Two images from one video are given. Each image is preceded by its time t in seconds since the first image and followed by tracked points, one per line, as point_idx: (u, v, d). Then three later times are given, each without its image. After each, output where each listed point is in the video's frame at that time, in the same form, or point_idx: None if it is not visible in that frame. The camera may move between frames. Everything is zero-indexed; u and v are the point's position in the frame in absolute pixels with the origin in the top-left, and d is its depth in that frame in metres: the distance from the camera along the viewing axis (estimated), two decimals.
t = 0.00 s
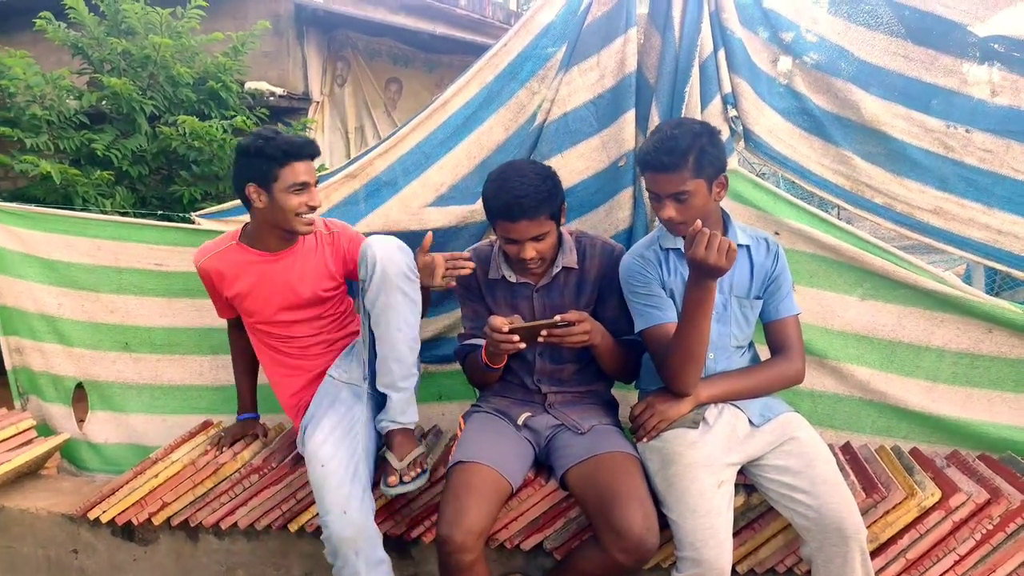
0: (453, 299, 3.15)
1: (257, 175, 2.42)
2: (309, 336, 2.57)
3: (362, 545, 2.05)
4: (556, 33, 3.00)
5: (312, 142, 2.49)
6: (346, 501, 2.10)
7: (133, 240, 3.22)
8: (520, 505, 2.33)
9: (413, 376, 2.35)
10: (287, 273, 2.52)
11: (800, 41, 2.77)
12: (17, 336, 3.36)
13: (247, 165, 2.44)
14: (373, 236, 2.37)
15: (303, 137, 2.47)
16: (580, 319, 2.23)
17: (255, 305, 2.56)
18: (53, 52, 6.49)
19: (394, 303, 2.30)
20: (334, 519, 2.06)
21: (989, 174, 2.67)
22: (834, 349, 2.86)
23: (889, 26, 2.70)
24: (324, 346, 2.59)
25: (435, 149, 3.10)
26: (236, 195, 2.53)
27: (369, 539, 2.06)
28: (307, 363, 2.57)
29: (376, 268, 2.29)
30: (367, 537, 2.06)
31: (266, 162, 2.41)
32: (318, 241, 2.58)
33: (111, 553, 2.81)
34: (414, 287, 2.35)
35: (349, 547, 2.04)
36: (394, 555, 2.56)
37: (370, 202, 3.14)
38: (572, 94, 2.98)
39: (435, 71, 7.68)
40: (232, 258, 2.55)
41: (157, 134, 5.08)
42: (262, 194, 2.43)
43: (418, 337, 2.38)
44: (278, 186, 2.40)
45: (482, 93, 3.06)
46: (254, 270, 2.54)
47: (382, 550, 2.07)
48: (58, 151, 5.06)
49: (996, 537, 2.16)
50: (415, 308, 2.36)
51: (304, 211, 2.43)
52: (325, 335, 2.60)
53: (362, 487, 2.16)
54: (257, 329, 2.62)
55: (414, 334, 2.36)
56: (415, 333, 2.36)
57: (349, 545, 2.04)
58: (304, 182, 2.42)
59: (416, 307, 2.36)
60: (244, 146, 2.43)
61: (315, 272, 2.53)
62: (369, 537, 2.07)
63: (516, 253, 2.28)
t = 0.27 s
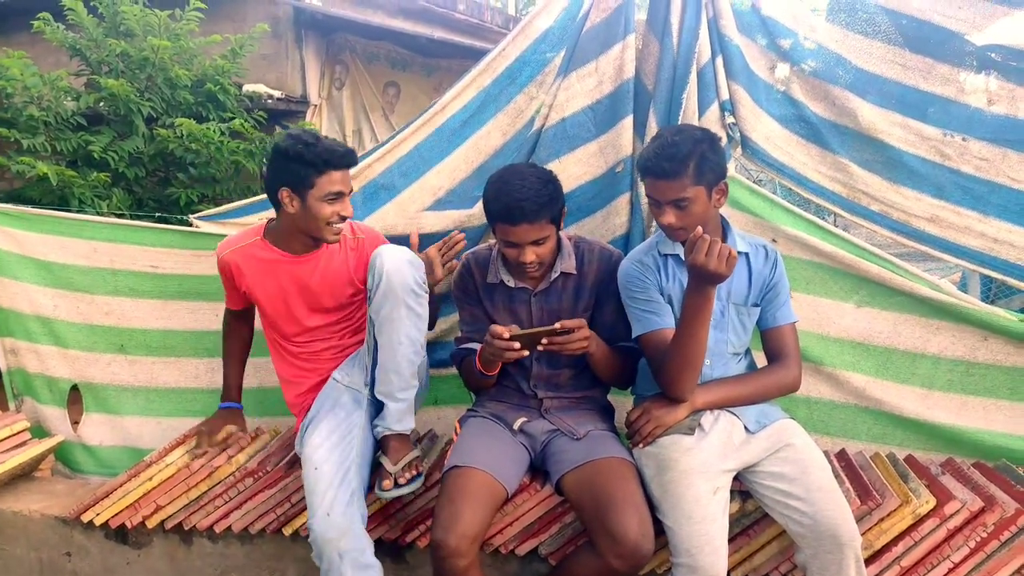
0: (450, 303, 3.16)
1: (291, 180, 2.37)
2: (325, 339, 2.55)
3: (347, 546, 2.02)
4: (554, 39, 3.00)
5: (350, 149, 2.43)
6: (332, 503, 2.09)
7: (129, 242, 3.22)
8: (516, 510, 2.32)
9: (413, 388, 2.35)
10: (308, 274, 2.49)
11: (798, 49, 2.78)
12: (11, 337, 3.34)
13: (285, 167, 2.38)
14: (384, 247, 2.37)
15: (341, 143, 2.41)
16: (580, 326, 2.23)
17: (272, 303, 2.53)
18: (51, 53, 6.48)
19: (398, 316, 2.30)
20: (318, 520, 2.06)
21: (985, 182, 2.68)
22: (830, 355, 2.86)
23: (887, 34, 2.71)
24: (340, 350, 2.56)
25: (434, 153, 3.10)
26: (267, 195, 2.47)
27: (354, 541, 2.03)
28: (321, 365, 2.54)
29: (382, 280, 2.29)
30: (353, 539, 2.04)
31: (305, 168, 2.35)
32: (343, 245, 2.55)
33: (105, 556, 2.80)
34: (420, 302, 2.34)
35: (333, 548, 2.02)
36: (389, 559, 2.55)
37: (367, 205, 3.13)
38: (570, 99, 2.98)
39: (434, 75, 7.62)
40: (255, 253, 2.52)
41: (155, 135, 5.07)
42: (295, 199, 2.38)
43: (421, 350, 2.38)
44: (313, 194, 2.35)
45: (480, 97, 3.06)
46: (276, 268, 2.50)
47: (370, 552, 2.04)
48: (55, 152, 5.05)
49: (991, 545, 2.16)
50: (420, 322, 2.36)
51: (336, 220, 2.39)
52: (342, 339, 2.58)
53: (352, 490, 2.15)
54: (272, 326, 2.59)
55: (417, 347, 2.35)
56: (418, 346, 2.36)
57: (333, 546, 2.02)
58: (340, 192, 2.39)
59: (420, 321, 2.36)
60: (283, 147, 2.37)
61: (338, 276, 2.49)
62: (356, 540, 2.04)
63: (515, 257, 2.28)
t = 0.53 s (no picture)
0: (450, 283, 3.16)
1: (287, 161, 2.34)
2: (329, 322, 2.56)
3: (330, 524, 2.02)
4: (554, 16, 2.97)
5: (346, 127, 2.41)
6: (317, 483, 2.09)
7: (128, 222, 3.21)
8: (515, 490, 2.35)
9: (409, 375, 2.30)
10: (310, 257, 2.50)
11: (799, 26, 2.76)
12: (12, 318, 3.34)
13: (280, 148, 2.35)
14: (384, 235, 2.31)
15: (337, 122, 2.38)
16: (585, 303, 2.21)
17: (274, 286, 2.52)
18: (47, 34, 6.44)
19: (394, 305, 2.25)
20: (305, 500, 2.08)
21: (986, 159, 2.68)
22: (830, 334, 2.86)
23: (888, 10, 2.69)
24: (341, 332, 2.57)
25: (433, 132, 3.09)
26: (262, 176, 2.45)
27: (338, 520, 2.02)
28: (323, 348, 2.55)
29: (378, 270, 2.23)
30: (337, 517, 2.03)
31: (300, 148, 2.32)
32: (343, 227, 2.56)
33: (108, 534, 2.81)
34: (418, 291, 2.28)
35: (317, 525, 2.02)
36: (390, 538, 2.56)
37: (366, 186, 3.13)
38: (569, 77, 2.96)
39: (433, 54, 7.62)
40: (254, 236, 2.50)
41: (152, 117, 5.04)
42: (292, 180, 2.36)
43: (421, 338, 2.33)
44: (309, 175, 2.33)
45: (478, 76, 3.04)
46: (277, 251, 2.50)
47: (355, 530, 2.02)
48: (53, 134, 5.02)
49: (988, 521, 2.18)
50: (419, 310, 2.30)
51: (334, 201, 2.37)
52: (343, 322, 2.59)
53: (341, 469, 2.14)
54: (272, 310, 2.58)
55: (416, 335, 2.31)
56: (417, 334, 2.31)
57: (318, 523, 2.02)
58: (337, 172, 2.36)
59: (419, 310, 2.30)
60: (277, 129, 2.33)
61: (340, 258, 2.51)
62: (340, 518, 2.03)
63: (517, 232, 2.27)
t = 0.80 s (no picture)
0: (443, 293, 3.16)
1: (254, 169, 2.35)
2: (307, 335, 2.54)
3: (348, 556, 2.05)
4: (547, 28, 2.99)
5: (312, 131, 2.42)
6: (330, 513, 2.09)
7: (120, 232, 3.20)
8: (507, 500, 2.33)
9: (395, 387, 2.29)
10: (281, 270, 2.49)
11: (791, 39, 2.78)
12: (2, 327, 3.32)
13: (246, 156, 2.36)
14: (353, 250, 2.26)
15: (302, 127, 2.39)
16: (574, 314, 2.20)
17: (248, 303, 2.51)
18: (41, 42, 6.44)
19: (371, 322, 2.22)
20: (316, 531, 2.07)
21: (976, 172, 2.70)
22: (822, 345, 2.87)
23: (878, 24, 2.71)
24: (317, 341, 2.56)
25: (426, 142, 3.10)
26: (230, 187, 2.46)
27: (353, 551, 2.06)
28: (301, 361, 2.53)
29: (352, 290, 2.20)
30: (353, 550, 2.06)
31: (265, 155, 2.33)
32: (311, 236, 2.56)
33: (97, 546, 2.79)
34: (394, 305, 2.25)
35: (334, 557, 2.04)
36: (381, 550, 2.55)
37: (360, 196, 3.14)
38: (563, 89, 2.98)
39: (426, 64, 7.79)
40: (224, 252, 2.48)
41: (146, 125, 5.04)
42: (259, 187, 2.36)
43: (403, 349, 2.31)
44: (276, 181, 2.33)
45: (472, 87, 3.06)
46: (248, 267, 2.49)
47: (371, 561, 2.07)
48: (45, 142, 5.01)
49: (980, 533, 2.19)
50: (397, 323, 2.28)
51: (302, 206, 2.38)
52: (319, 333, 2.57)
53: (351, 498, 2.15)
54: (249, 328, 2.56)
55: (397, 347, 2.29)
56: (398, 347, 2.29)
57: (334, 555, 2.04)
58: (304, 176, 2.37)
59: (397, 323, 2.28)
60: (242, 136, 2.34)
61: (311, 268, 2.51)
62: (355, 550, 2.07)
63: (510, 237, 2.27)
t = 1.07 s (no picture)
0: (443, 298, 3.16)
1: (213, 175, 2.40)
2: (296, 339, 2.53)
3: (342, 564, 2.04)
4: (546, 33, 3.01)
5: (266, 132, 2.45)
6: (324, 522, 2.09)
7: (120, 237, 3.20)
8: (507, 505, 2.32)
9: (388, 395, 2.27)
10: (265, 276, 2.49)
11: (789, 44, 2.79)
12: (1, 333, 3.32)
13: (205, 163, 2.41)
14: (336, 262, 2.22)
15: (256, 128, 2.44)
16: (572, 320, 2.21)
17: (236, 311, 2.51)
18: (41, 48, 6.45)
19: (357, 335, 2.20)
20: (312, 540, 2.07)
21: (975, 177, 2.70)
22: (821, 350, 2.87)
23: (877, 29, 2.72)
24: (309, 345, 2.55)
25: (426, 147, 3.11)
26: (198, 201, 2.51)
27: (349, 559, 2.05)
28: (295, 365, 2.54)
29: (336, 304, 2.17)
30: (347, 558, 2.05)
31: (220, 158, 2.38)
32: (293, 240, 2.57)
33: (96, 552, 2.78)
34: (380, 316, 2.22)
35: (329, 565, 2.03)
36: (381, 555, 2.54)
37: (359, 201, 3.14)
38: (562, 94, 2.98)
39: (425, 69, 7.78)
40: (208, 260, 2.49)
41: (145, 131, 5.05)
42: (219, 192, 2.40)
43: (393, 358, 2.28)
44: (234, 183, 2.37)
45: (472, 92, 3.06)
46: (232, 275, 2.50)
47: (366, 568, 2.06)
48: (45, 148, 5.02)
49: (981, 537, 2.18)
50: (386, 334, 2.24)
51: (263, 205, 2.39)
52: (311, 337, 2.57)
53: (344, 505, 2.14)
54: (240, 335, 2.57)
55: (387, 356, 2.26)
56: (388, 356, 2.26)
57: (329, 563, 2.03)
58: (260, 175, 2.39)
59: (386, 333, 2.25)
60: (200, 144, 2.41)
61: (297, 271, 2.51)
62: (349, 557, 2.06)
63: (509, 244, 2.27)
